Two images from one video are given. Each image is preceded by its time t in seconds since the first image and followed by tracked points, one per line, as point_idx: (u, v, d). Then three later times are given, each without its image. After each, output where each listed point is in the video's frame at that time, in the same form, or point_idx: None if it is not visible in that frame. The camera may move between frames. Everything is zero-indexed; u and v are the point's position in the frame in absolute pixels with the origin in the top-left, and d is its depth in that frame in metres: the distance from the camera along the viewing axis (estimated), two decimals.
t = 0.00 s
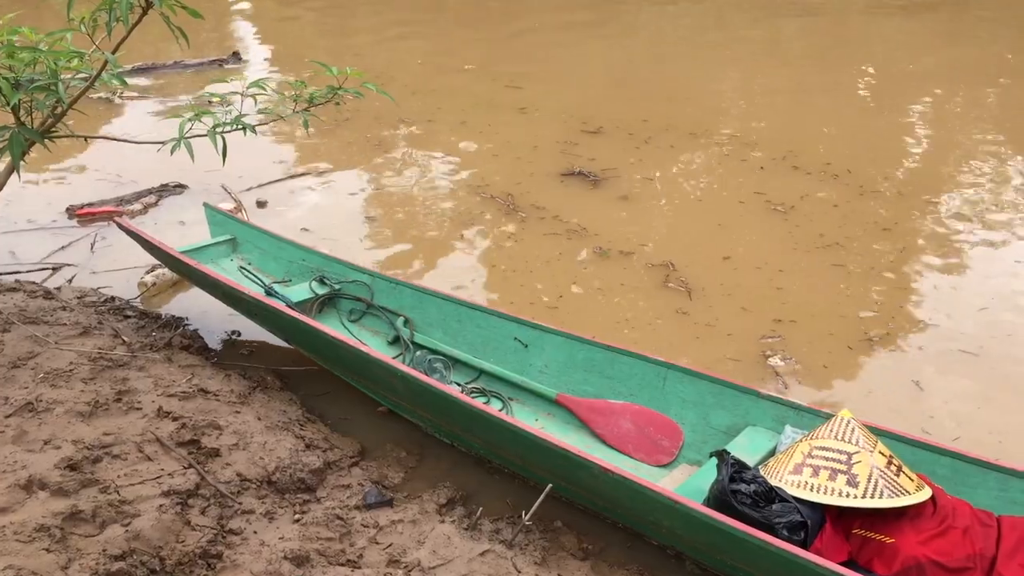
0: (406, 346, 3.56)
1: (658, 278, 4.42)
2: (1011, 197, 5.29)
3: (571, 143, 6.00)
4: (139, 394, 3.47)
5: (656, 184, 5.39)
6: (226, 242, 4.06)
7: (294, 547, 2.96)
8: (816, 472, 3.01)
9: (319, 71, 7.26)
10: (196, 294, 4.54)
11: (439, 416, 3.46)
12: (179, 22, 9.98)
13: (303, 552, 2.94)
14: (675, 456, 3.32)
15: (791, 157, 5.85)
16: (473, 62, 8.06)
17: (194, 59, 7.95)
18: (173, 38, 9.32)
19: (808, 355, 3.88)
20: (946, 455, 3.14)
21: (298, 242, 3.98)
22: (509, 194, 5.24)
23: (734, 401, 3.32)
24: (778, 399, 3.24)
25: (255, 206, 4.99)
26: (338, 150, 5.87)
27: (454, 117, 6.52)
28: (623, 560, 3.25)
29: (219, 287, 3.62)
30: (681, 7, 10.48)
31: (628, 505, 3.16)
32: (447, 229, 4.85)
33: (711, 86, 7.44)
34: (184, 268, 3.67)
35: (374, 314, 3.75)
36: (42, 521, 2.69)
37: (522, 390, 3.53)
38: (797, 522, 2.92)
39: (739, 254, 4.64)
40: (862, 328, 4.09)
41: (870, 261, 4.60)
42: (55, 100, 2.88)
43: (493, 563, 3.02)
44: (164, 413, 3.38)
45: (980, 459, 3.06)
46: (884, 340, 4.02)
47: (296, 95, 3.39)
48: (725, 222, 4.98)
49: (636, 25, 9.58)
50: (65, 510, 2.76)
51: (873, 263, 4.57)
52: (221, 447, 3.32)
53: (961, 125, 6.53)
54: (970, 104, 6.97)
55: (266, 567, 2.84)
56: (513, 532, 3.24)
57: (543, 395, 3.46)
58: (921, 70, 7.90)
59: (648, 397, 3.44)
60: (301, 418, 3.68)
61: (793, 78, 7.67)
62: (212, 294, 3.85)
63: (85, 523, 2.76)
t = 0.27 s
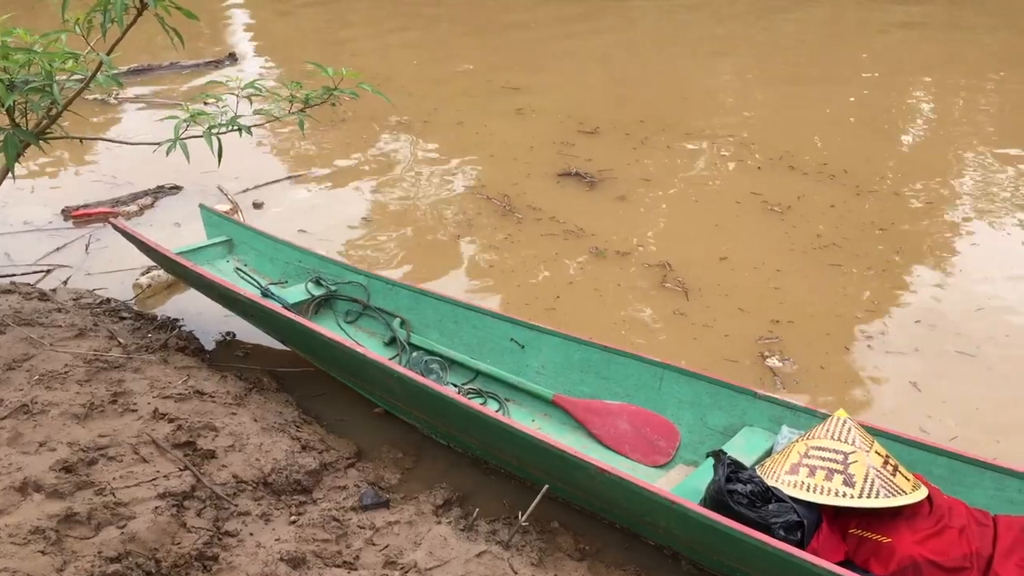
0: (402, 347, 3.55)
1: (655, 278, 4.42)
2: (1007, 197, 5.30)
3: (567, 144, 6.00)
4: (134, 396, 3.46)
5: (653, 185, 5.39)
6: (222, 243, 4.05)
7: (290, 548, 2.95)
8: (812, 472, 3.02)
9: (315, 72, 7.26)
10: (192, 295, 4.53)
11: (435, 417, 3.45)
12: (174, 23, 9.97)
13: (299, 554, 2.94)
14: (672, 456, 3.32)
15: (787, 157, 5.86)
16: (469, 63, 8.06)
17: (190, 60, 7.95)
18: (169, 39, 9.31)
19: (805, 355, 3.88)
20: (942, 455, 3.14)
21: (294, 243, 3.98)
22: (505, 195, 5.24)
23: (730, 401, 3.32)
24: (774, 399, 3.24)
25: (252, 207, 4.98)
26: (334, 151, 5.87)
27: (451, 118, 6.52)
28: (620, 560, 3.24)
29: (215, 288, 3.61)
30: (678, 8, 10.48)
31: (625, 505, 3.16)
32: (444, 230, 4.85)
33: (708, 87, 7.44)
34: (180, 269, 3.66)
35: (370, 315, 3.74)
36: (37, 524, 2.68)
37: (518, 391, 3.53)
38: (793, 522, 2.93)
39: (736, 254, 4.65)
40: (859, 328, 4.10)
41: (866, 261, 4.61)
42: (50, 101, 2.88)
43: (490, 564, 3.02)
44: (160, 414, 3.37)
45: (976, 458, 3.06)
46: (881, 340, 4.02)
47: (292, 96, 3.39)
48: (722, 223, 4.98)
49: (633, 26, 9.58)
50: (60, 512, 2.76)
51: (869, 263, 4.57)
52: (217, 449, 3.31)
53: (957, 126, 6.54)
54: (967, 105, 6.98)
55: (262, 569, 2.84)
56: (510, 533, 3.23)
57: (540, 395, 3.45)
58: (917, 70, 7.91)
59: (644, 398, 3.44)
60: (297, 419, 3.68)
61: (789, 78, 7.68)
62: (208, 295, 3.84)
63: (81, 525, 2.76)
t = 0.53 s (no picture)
0: (400, 348, 3.55)
1: (653, 279, 4.43)
2: (1005, 197, 5.31)
3: (565, 145, 6.00)
4: (132, 397, 3.46)
5: (650, 186, 5.40)
6: (219, 244, 4.04)
7: (288, 550, 2.95)
8: (810, 472, 3.02)
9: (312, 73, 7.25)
10: (189, 296, 4.53)
11: (433, 418, 3.45)
12: (170, 25, 9.96)
13: (297, 555, 2.94)
14: (669, 456, 3.32)
15: (784, 158, 5.87)
16: (467, 64, 8.06)
17: (187, 62, 7.95)
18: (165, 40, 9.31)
19: (803, 355, 3.88)
20: (939, 455, 3.15)
21: (291, 244, 3.97)
22: (502, 196, 5.24)
23: (728, 401, 3.32)
24: (771, 399, 3.25)
25: (249, 208, 4.98)
26: (331, 152, 5.87)
27: (448, 119, 6.52)
28: (618, 562, 3.24)
29: (212, 290, 3.60)
30: (674, 8, 10.49)
31: (623, 505, 3.16)
32: (441, 231, 4.85)
33: (705, 87, 7.45)
34: (177, 270, 3.66)
35: (367, 316, 3.73)
36: (35, 526, 2.69)
37: (516, 391, 3.52)
38: (791, 522, 2.95)
39: (734, 255, 4.65)
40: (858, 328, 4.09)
41: (864, 261, 4.61)
42: (46, 103, 2.87)
43: (488, 565, 3.02)
44: (157, 416, 3.37)
45: (973, 458, 3.07)
46: (879, 340, 4.02)
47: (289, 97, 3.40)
48: (719, 223, 4.99)
49: (630, 26, 9.58)
50: (58, 514, 2.76)
51: (867, 264, 4.58)
52: (215, 450, 3.31)
53: (954, 125, 6.55)
54: (963, 105, 6.98)
55: (260, 570, 2.84)
56: (508, 533, 3.24)
57: (537, 396, 3.45)
58: (914, 70, 7.92)
59: (642, 398, 3.44)
60: (295, 420, 3.67)
61: (786, 79, 7.68)
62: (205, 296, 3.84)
63: (78, 527, 2.76)
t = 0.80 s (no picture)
0: (395, 348, 3.55)
1: (649, 278, 4.42)
2: (999, 196, 5.31)
3: (560, 145, 6.00)
4: (127, 397, 3.46)
5: (646, 185, 5.39)
6: (215, 244, 4.04)
7: (283, 550, 2.95)
8: (806, 471, 3.04)
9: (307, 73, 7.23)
10: (185, 297, 4.52)
11: (429, 417, 3.45)
12: (165, 24, 9.93)
13: (293, 555, 2.93)
14: (665, 456, 3.32)
15: (780, 157, 5.87)
16: (462, 64, 8.05)
17: (182, 62, 7.93)
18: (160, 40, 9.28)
19: (800, 354, 3.88)
20: (934, 454, 3.15)
21: (287, 244, 3.97)
22: (498, 195, 5.23)
23: (724, 401, 3.32)
24: (767, 399, 3.25)
25: (244, 208, 4.98)
26: (327, 152, 5.85)
27: (443, 119, 6.51)
28: (614, 561, 3.23)
29: (208, 290, 3.60)
30: (670, 8, 10.49)
31: (618, 504, 3.16)
32: (437, 231, 4.84)
33: (701, 87, 7.45)
34: (173, 271, 3.66)
35: (363, 316, 3.73)
36: (30, 526, 2.68)
37: (512, 391, 3.52)
38: (786, 521, 2.97)
39: (730, 255, 4.65)
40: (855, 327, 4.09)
41: (861, 260, 4.61)
42: (41, 103, 2.87)
43: (484, 564, 3.02)
44: (153, 416, 3.37)
45: (968, 457, 3.07)
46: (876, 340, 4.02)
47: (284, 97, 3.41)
48: (715, 223, 4.99)
49: (626, 25, 9.57)
50: (53, 514, 2.76)
51: (863, 263, 4.58)
52: (210, 451, 3.31)
53: (950, 125, 6.55)
54: (959, 104, 6.99)
55: (256, 570, 2.83)
56: (504, 533, 3.23)
57: (533, 395, 3.45)
58: (910, 70, 7.92)
59: (638, 398, 3.44)
60: (290, 420, 3.67)
61: (782, 78, 7.69)
62: (201, 296, 3.83)
63: (74, 527, 2.76)
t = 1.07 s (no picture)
0: (384, 344, 3.54)
1: (637, 274, 4.42)
2: (986, 189, 5.34)
3: (549, 140, 6.00)
4: (114, 394, 3.44)
5: (634, 181, 5.39)
6: (202, 241, 4.02)
7: (272, 546, 2.94)
8: (793, 464, 3.05)
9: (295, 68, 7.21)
10: (173, 294, 4.50)
11: (417, 413, 3.44)
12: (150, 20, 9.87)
13: (282, 552, 2.93)
14: (654, 450, 3.32)
15: (769, 152, 5.88)
16: (451, 59, 8.03)
17: (169, 58, 7.90)
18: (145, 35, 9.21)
19: (789, 349, 3.89)
20: (921, 446, 3.16)
21: (274, 240, 3.96)
22: (487, 191, 5.23)
23: (712, 394, 3.32)
24: (755, 392, 3.26)
25: (232, 204, 4.97)
26: (315, 148, 5.84)
27: (432, 115, 6.50)
28: (602, 556, 3.23)
29: (195, 286, 3.59)
30: (659, 3, 10.49)
31: (607, 498, 3.17)
32: (426, 227, 4.84)
33: (690, 82, 7.45)
34: (160, 268, 3.64)
35: (351, 312, 3.72)
36: (17, 525, 2.68)
37: (500, 386, 3.51)
38: (774, 514, 2.96)
39: (718, 250, 4.65)
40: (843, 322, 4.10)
41: (849, 255, 4.63)
42: (26, 100, 2.84)
43: (473, 560, 3.06)
44: (140, 414, 3.35)
45: (955, 449, 3.08)
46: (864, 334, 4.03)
47: (271, 93, 3.38)
48: (703, 218, 5.00)
49: (616, 20, 9.56)
50: (40, 512, 2.75)
51: (851, 257, 4.59)
52: (198, 448, 3.30)
53: (937, 119, 6.57)
54: (947, 99, 7.02)
55: (243, 567, 2.83)
56: (492, 528, 3.24)
57: (522, 391, 3.44)
58: (898, 64, 7.95)
59: (627, 392, 3.44)
60: (278, 416, 3.66)
61: (770, 73, 7.70)
62: (188, 293, 3.82)
63: (61, 525, 2.75)
